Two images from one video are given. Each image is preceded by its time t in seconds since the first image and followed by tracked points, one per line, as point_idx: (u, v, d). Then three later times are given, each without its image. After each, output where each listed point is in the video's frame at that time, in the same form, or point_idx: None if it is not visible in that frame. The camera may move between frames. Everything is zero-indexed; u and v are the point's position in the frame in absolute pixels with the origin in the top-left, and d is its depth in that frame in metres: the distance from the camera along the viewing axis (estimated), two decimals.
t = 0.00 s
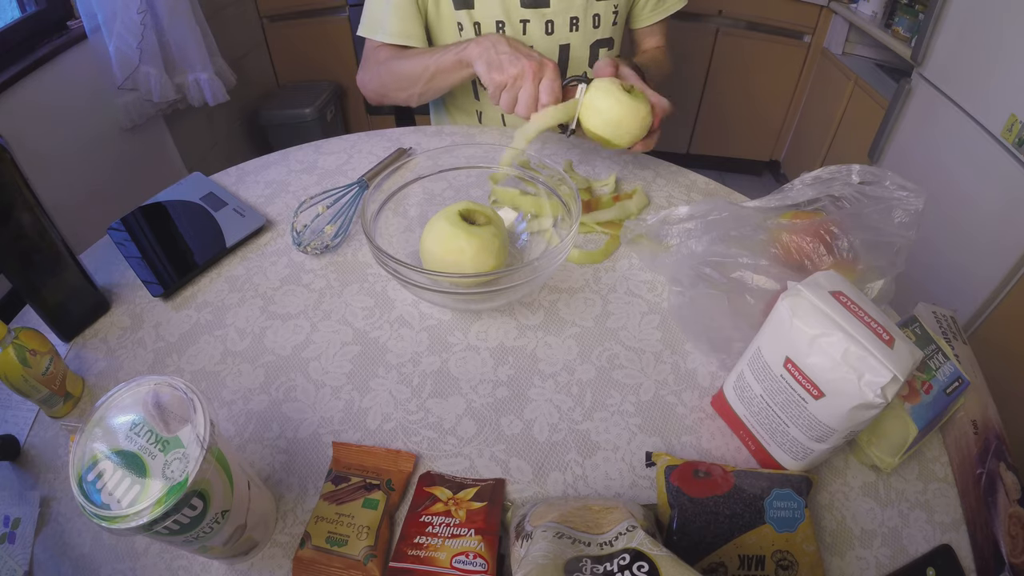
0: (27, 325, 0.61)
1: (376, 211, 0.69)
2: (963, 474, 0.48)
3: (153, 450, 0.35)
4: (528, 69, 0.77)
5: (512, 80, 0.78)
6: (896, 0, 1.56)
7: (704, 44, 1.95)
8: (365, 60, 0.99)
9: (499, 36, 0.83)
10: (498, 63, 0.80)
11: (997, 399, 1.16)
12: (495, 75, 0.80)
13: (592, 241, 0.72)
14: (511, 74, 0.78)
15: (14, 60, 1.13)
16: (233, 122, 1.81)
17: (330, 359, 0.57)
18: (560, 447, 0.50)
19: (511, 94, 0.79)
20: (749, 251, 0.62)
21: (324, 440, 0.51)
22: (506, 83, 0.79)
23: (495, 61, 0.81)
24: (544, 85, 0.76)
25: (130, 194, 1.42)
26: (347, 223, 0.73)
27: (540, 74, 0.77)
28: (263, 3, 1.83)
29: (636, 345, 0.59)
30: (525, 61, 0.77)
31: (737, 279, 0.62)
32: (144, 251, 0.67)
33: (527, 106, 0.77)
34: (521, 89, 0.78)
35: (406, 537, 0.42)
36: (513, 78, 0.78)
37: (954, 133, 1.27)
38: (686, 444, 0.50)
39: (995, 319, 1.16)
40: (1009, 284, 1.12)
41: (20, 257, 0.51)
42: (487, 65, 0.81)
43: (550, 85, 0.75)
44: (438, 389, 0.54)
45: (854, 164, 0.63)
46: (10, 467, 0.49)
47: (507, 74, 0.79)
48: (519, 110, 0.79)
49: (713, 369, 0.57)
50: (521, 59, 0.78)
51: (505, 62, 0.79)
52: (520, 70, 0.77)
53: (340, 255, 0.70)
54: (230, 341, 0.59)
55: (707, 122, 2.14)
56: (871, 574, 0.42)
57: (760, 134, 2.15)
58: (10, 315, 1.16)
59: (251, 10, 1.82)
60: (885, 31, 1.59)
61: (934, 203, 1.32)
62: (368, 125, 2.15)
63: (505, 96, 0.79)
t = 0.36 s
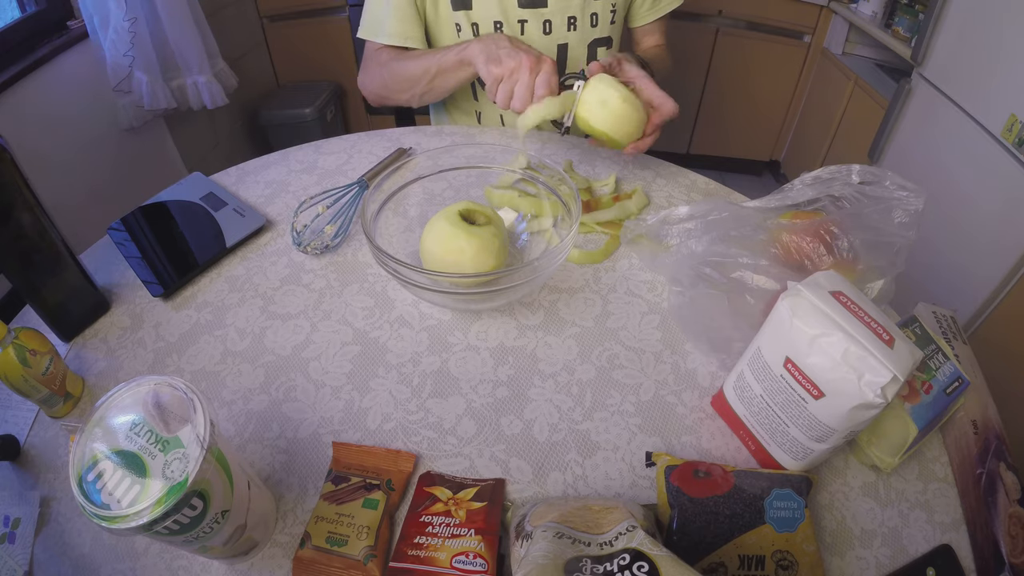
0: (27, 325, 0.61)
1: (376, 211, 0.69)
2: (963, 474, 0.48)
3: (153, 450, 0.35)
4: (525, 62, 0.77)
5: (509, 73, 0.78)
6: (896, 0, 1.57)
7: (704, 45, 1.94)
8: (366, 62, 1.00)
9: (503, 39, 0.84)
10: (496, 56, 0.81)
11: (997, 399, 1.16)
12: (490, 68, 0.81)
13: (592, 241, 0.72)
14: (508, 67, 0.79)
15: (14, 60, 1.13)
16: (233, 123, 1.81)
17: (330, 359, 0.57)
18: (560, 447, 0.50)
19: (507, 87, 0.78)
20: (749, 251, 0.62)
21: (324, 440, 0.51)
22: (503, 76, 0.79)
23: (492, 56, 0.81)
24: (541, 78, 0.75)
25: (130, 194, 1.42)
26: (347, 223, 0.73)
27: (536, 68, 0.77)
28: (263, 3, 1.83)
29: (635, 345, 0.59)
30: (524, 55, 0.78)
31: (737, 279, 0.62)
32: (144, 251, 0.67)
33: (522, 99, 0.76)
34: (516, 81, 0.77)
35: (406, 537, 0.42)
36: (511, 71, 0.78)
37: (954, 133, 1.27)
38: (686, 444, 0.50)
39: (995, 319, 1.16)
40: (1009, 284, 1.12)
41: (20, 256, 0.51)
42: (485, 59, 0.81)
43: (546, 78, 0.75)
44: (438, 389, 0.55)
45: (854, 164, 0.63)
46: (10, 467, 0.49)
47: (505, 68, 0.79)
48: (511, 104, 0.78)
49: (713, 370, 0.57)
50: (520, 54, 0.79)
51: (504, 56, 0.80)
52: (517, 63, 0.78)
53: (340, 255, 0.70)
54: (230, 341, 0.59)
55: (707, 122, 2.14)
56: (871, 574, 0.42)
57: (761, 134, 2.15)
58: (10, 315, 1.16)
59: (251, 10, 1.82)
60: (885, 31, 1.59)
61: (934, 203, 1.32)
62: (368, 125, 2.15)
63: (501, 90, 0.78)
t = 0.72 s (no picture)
0: (27, 324, 0.61)
1: (376, 211, 0.69)
2: (963, 474, 0.48)
3: (153, 450, 0.35)
4: (528, 74, 0.77)
5: (511, 84, 0.78)
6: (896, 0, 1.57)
7: (704, 44, 1.94)
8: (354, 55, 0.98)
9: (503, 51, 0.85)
10: (497, 67, 0.81)
11: (996, 399, 1.16)
12: (491, 80, 0.80)
13: (592, 241, 0.72)
14: (511, 79, 0.78)
15: (13, 60, 1.13)
16: (233, 123, 1.81)
17: (330, 359, 0.57)
18: (560, 447, 0.50)
19: (509, 98, 0.77)
20: (749, 251, 0.62)
21: (324, 440, 0.51)
22: (504, 87, 0.79)
23: (492, 66, 0.81)
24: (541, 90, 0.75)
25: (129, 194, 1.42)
26: (347, 223, 0.73)
27: (539, 81, 0.77)
28: (263, 3, 1.83)
29: (635, 345, 0.59)
30: (526, 68, 0.78)
31: (737, 279, 0.62)
32: (144, 251, 0.67)
33: (524, 110, 0.76)
34: (518, 93, 0.77)
35: (406, 537, 0.42)
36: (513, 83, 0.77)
37: (954, 133, 1.27)
38: (686, 444, 0.50)
39: (996, 319, 1.16)
40: (1009, 284, 1.12)
41: (21, 256, 0.51)
42: (486, 69, 0.81)
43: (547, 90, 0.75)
44: (438, 389, 0.55)
45: (854, 164, 0.63)
46: (10, 467, 0.49)
47: (507, 79, 0.78)
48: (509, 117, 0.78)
49: (713, 370, 0.57)
50: (523, 67, 0.79)
51: (506, 68, 0.80)
52: (520, 75, 0.77)
53: (340, 255, 0.70)
54: (230, 341, 0.59)
55: (707, 122, 2.14)
56: (871, 574, 0.42)
57: (760, 134, 2.15)
58: (10, 315, 1.16)
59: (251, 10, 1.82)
60: (885, 31, 1.59)
61: (934, 203, 1.32)
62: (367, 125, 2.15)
63: (501, 101, 0.77)
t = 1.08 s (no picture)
0: (27, 324, 0.61)
1: (376, 211, 0.69)
2: (963, 474, 0.48)
3: (153, 450, 0.35)
4: (532, 75, 0.77)
5: (516, 87, 0.77)
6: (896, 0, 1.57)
7: (704, 44, 1.94)
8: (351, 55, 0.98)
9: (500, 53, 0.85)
10: (500, 71, 0.80)
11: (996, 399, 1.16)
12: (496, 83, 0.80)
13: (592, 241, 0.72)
14: (514, 82, 0.78)
15: (13, 60, 1.13)
16: (234, 123, 1.81)
17: (330, 359, 0.57)
18: (560, 447, 0.50)
19: (514, 100, 0.77)
20: (749, 251, 0.62)
21: (324, 440, 0.51)
22: (508, 90, 0.78)
23: (494, 71, 0.81)
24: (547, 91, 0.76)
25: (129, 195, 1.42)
26: (347, 223, 0.73)
27: (543, 82, 0.77)
28: (263, 3, 1.83)
29: (635, 345, 0.59)
30: (529, 70, 0.78)
31: (737, 279, 0.62)
32: (144, 251, 0.67)
33: (531, 111, 0.76)
34: (524, 95, 0.76)
35: (405, 537, 0.42)
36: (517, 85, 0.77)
37: (954, 133, 1.27)
38: (686, 444, 0.50)
39: (996, 319, 1.16)
40: (1009, 284, 1.12)
41: (20, 256, 0.51)
42: (488, 73, 0.81)
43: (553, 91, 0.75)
44: (438, 389, 0.54)
45: (854, 164, 0.63)
46: (10, 467, 0.49)
47: (510, 82, 0.78)
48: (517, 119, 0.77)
49: (713, 369, 0.57)
50: (524, 68, 0.79)
51: (508, 71, 0.80)
52: (523, 77, 0.77)
53: (340, 255, 0.70)
54: (230, 341, 0.59)
55: (707, 122, 2.14)
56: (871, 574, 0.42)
57: (761, 134, 2.15)
58: (10, 315, 1.16)
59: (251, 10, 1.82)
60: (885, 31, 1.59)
61: (934, 203, 1.32)
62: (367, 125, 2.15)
63: (507, 103, 0.77)
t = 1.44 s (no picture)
0: (27, 325, 0.61)
1: (376, 211, 0.69)
2: (963, 474, 0.48)
3: (153, 450, 0.35)
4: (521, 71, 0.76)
5: (505, 83, 0.77)
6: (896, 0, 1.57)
7: (704, 44, 1.94)
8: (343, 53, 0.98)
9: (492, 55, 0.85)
10: (490, 70, 0.81)
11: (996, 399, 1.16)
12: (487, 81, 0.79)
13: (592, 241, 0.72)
14: (504, 78, 0.78)
15: (13, 60, 1.13)
16: (233, 123, 1.81)
17: (330, 359, 0.57)
18: (560, 447, 0.50)
19: (504, 98, 0.77)
20: (749, 251, 0.62)
21: (324, 440, 0.51)
22: (499, 87, 0.78)
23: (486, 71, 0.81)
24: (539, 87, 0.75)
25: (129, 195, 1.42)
26: (347, 223, 0.73)
27: (533, 78, 0.76)
28: (263, 3, 1.83)
29: (635, 345, 0.59)
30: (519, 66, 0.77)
31: (737, 280, 0.62)
32: (144, 251, 0.67)
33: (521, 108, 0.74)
34: (513, 91, 0.76)
35: (406, 537, 0.42)
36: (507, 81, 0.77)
37: (954, 133, 1.27)
38: (686, 444, 0.50)
39: (996, 319, 1.16)
40: (1009, 284, 1.12)
41: (20, 256, 0.51)
42: (479, 73, 0.81)
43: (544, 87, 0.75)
44: (438, 389, 0.55)
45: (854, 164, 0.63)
46: (11, 467, 0.49)
47: (501, 79, 0.78)
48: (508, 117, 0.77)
49: (713, 370, 0.57)
50: (514, 65, 0.79)
51: (498, 69, 0.80)
52: (512, 73, 0.77)
53: (340, 255, 0.70)
54: (230, 341, 0.59)
55: (706, 122, 2.14)
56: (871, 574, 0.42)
57: (761, 134, 2.15)
58: (10, 315, 1.16)
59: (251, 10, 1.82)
60: (885, 31, 1.59)
61: (934, 203, 1.32)
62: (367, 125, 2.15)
63: (499, 100, 0.77)
